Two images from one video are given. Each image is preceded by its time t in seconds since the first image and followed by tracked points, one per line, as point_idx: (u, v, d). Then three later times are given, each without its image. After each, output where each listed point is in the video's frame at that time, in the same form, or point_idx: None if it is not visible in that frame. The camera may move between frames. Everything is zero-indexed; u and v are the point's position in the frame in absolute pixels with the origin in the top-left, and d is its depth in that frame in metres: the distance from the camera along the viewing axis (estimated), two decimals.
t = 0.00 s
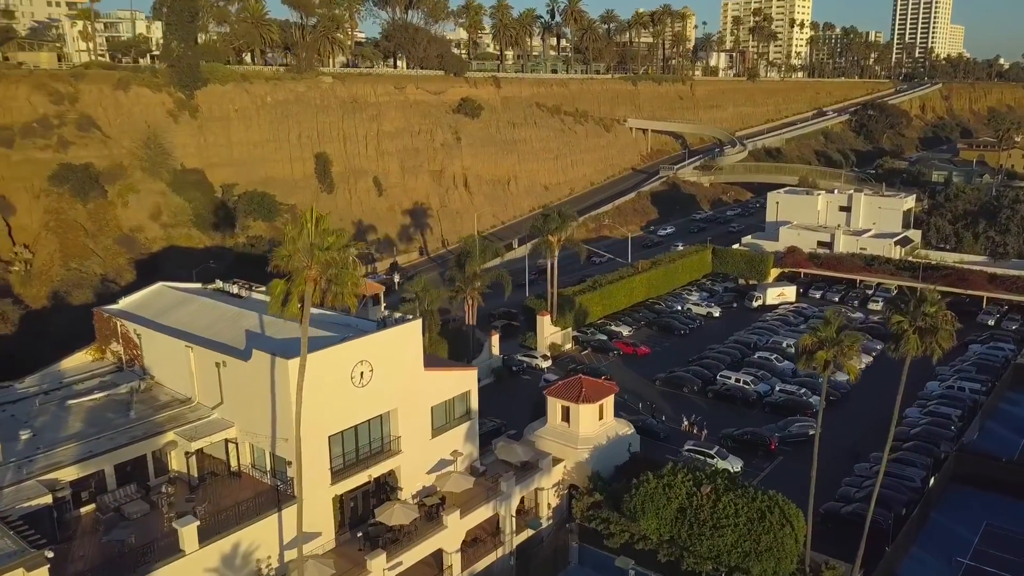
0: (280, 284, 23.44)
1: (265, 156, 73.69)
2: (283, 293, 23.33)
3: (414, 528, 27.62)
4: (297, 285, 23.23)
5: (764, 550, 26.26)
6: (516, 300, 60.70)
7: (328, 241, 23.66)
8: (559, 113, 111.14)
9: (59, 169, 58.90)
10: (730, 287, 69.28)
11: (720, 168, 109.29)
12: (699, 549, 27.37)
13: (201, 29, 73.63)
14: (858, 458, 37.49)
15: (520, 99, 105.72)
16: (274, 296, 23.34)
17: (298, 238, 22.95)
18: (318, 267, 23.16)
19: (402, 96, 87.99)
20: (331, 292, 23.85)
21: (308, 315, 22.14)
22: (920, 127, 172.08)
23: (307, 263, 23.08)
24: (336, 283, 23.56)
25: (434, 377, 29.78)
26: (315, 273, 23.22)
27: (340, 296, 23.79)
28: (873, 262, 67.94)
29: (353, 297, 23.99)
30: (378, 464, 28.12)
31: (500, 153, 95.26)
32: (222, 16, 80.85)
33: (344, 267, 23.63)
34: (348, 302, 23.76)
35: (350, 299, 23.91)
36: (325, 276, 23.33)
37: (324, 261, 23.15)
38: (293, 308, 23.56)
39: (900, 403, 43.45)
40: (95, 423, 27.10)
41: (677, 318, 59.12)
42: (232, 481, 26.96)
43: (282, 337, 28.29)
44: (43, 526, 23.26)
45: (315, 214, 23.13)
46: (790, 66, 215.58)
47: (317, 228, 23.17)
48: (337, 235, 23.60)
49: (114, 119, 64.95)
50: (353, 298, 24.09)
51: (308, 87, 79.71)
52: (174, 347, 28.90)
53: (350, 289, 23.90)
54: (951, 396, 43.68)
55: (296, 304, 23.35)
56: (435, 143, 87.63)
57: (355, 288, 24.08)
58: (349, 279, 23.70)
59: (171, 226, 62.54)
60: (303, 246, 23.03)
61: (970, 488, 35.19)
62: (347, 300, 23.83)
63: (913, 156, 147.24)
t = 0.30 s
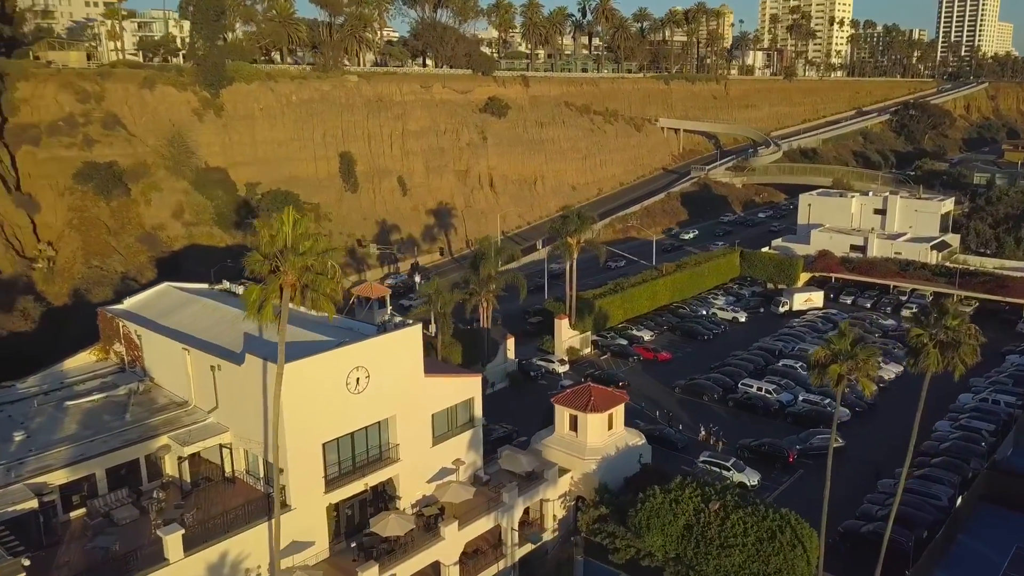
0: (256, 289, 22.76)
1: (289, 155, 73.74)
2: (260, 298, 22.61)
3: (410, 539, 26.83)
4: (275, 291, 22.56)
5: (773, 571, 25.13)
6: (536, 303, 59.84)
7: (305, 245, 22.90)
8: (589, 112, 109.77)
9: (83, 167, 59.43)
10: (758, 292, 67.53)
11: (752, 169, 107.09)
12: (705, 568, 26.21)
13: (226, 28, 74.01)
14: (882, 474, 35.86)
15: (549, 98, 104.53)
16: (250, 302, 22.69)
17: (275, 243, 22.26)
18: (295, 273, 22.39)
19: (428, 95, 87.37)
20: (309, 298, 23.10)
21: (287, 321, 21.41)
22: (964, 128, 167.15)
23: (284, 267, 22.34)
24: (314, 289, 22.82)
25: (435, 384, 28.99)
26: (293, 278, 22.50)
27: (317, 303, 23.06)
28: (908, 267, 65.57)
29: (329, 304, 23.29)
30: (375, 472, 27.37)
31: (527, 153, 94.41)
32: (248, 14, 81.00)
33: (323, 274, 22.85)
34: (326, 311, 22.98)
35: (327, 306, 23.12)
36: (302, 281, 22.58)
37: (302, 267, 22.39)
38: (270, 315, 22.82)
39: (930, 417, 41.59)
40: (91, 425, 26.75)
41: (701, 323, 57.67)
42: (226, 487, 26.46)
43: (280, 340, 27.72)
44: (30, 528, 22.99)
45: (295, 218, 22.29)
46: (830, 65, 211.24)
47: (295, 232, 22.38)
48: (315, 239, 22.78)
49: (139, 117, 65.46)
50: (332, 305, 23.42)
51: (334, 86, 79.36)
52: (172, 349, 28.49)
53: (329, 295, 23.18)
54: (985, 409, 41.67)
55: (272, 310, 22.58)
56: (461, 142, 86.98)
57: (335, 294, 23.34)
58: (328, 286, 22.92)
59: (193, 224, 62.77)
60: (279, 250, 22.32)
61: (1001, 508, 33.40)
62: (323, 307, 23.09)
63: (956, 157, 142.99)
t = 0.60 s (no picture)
0: (233, 293, 22.16)
1: (317, 154, 73.93)
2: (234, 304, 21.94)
3: (405, 549, 26.21)
4: (249, 297, 21.81)
5: None
6: (559, 305, 59.07)
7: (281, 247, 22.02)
8: (623, 111, 108.32)
9: (112, 166, 60.19)
10: (789, 296, 65.76)
11: (790, 170, 104.73)
12: None
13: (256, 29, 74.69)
14: (909, 492, 34.19)
15: (581, 98, 103.28)
16: (226, 309, 22.05)
17: (249, 246, 21.59)
18: (270, 277, 21.70)
19: (458, 94, 86.87)
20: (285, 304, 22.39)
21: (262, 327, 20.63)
22: (1015, 129, 161.74)
23: (259, 272, 21.66)
24: (289, 295, 22.14)
25: (435, 390, 28.25)
26: (268, 283, 21.79)
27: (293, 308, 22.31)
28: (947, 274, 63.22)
29: (305, 312, 22.46)
30: (371, 479, 26.81)
31: (557, 153, 93.62)
32: (279, 14, 81.39)
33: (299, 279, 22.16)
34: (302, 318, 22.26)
35: (302, 313, 22.36)
36: (276, 287, 21.88)
37: (276, 271, 21.67)
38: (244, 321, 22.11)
39: (963, 433, 39.60)
40: (88, 426, 26.62)
41: (727, 328, 56.20)
42: (222, 491, 26.15)
43: (279, 344, 27.28)
44: (21, 529, 22.92)
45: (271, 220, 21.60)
46: (876, 64, 206.33)
47: (270, 235, 21.66)
48: (289, 241, 21.90)
49: (168, 116, 66.12)
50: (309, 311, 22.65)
51: (363, 84, 79.20)
52: (173, 351, 28.25)
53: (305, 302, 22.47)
54: None
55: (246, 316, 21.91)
56: (490, 142, 86.47)
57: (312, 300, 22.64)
58: (305, 291, 22.25)
59: (219, 223, 63.16)
60: (253, 254, 21.62)
61: None
62: (299, 315, 22.31)
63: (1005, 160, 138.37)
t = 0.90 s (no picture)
0: (199, 298, 21.18)
1: (344, 154, 74.03)
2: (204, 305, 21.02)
3: (397, 557, 25.64)
4: (220, 298, 21.08)
5: None
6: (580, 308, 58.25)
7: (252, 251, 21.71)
8: (656, 111, 106.71)
9: (140, 164, 60.84)
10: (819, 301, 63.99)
11: (827, 171, 102.19)
12: None
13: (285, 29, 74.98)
14: (932, 510, 32.64)
15: (613, 97, 101.91)
16: (197, 308, 21.03)
17: (221, 246, 21.13)
18: (245, 277, 21.22)
19: (487, 94, 86.18)
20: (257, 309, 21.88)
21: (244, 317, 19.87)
22: None
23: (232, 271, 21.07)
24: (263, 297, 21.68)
25: (434, 395, 27.67)
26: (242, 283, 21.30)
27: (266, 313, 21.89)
28: (987, 280, 60.85)
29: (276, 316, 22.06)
30: (366, 485, 26.31)
31: (586, 154, 92.81)
32: (309, 13, 81.71)
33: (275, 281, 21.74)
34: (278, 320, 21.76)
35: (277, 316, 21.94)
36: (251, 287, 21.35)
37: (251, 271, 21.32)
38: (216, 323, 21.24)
39: (996, 448, 37.78)
40: (85, 425, 26.58)
41: (753, 334, 54.75)
42: (215, 494, 25.85)
43: (276, 346, 26.94)
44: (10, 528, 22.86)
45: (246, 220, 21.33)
46: (922, 63, 200.99)
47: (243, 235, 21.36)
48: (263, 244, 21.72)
49: (196, 115, 66.71)
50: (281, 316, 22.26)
51: (390, 84, 78.92)
52: (172, 350, 28.10)
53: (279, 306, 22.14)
54: None
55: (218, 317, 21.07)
56: (518, 142, 85.92)
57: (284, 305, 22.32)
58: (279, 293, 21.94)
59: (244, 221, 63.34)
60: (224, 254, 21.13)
61: None
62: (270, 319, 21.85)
63: None
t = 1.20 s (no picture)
0: (169, 300, 21.64)
1: (370, 153, 74.12)
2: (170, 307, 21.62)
3: (388, 563, 25.25)
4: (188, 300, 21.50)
5: None
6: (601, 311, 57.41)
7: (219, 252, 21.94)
8: (689, 111, 104.99)
9: (166, 162, 61.54)
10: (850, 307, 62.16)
11: (866, 173, 99.49)
12: None
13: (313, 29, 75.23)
14: (954, 529, 31.15)
15: (646, 96, 100.45)
16: (165, 310, 21.55)
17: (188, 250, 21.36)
18: (211, 282, 21.58)
19: (515, 93, 85.52)
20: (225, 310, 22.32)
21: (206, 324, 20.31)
22: None
23: (198, 276, 21.39)
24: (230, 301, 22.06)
25: (431, 399, 27.16)
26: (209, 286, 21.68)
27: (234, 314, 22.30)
28: None
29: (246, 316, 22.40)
30: (359, 489, 25.93)
31: (616, 154, 91.88)
32: (339, 13, 81.98)
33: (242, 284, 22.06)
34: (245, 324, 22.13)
35: (244, 319, 22.37)
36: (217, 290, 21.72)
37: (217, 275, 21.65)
38: (183, 322, 21.92)
39: None
40: (83, 423, 26.69)
41: (778, 340, 53.34)
42: (207, 494, 25.70)
43: (271, 347, 26.73)
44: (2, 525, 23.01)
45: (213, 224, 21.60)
46: (971, 62, 195.15)
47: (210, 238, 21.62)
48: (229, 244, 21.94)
49: (224, 114, 67.32)
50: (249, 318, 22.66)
51: (418, 83, 78.66)
52: (171, 349, 28.09)
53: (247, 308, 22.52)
54: None
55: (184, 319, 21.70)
56: (546, 142, 85.35)
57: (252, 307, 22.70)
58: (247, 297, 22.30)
59: (268, 219, 63.59)
60: (190, 257, 21.42)
61: None
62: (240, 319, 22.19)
63: None
